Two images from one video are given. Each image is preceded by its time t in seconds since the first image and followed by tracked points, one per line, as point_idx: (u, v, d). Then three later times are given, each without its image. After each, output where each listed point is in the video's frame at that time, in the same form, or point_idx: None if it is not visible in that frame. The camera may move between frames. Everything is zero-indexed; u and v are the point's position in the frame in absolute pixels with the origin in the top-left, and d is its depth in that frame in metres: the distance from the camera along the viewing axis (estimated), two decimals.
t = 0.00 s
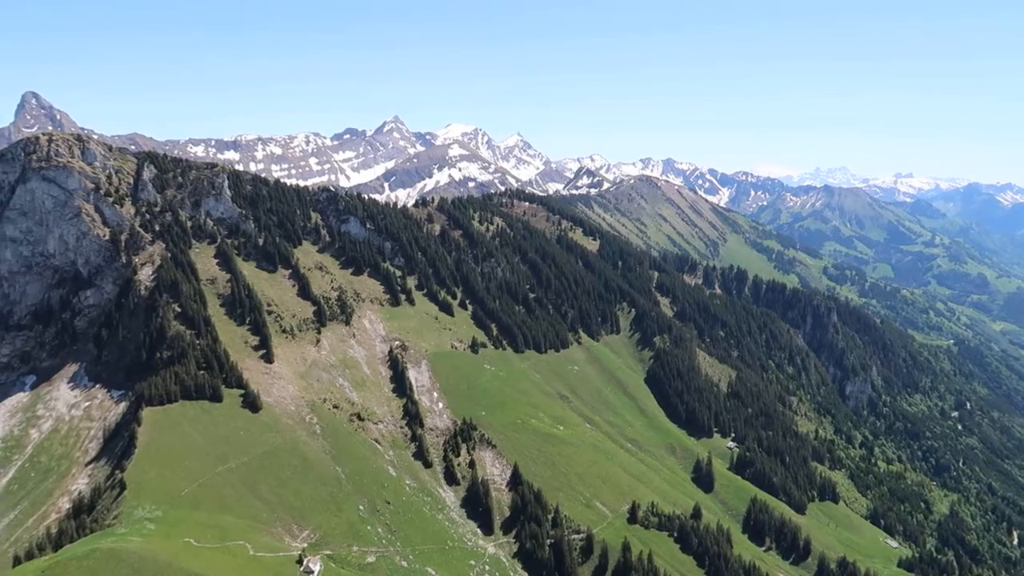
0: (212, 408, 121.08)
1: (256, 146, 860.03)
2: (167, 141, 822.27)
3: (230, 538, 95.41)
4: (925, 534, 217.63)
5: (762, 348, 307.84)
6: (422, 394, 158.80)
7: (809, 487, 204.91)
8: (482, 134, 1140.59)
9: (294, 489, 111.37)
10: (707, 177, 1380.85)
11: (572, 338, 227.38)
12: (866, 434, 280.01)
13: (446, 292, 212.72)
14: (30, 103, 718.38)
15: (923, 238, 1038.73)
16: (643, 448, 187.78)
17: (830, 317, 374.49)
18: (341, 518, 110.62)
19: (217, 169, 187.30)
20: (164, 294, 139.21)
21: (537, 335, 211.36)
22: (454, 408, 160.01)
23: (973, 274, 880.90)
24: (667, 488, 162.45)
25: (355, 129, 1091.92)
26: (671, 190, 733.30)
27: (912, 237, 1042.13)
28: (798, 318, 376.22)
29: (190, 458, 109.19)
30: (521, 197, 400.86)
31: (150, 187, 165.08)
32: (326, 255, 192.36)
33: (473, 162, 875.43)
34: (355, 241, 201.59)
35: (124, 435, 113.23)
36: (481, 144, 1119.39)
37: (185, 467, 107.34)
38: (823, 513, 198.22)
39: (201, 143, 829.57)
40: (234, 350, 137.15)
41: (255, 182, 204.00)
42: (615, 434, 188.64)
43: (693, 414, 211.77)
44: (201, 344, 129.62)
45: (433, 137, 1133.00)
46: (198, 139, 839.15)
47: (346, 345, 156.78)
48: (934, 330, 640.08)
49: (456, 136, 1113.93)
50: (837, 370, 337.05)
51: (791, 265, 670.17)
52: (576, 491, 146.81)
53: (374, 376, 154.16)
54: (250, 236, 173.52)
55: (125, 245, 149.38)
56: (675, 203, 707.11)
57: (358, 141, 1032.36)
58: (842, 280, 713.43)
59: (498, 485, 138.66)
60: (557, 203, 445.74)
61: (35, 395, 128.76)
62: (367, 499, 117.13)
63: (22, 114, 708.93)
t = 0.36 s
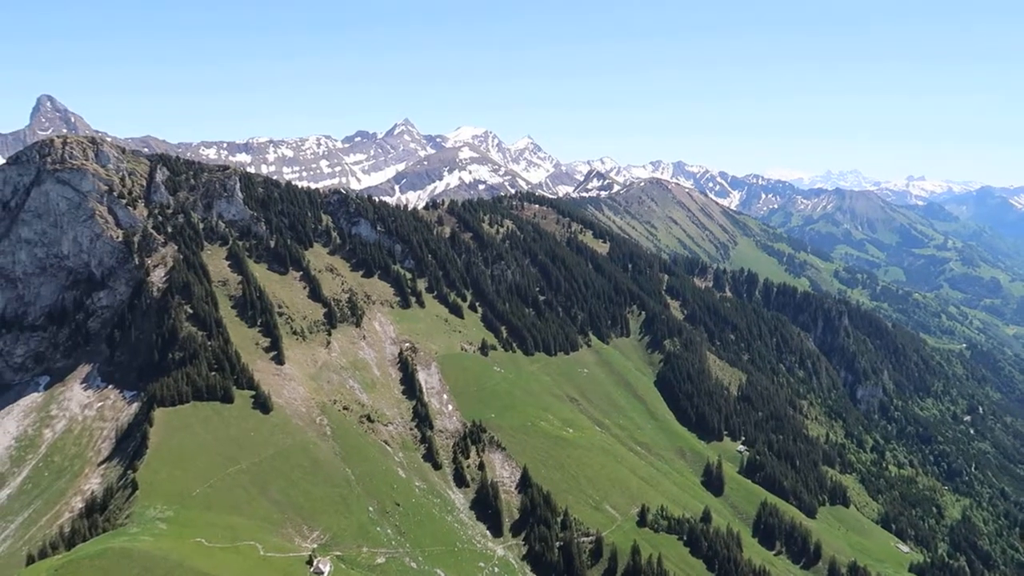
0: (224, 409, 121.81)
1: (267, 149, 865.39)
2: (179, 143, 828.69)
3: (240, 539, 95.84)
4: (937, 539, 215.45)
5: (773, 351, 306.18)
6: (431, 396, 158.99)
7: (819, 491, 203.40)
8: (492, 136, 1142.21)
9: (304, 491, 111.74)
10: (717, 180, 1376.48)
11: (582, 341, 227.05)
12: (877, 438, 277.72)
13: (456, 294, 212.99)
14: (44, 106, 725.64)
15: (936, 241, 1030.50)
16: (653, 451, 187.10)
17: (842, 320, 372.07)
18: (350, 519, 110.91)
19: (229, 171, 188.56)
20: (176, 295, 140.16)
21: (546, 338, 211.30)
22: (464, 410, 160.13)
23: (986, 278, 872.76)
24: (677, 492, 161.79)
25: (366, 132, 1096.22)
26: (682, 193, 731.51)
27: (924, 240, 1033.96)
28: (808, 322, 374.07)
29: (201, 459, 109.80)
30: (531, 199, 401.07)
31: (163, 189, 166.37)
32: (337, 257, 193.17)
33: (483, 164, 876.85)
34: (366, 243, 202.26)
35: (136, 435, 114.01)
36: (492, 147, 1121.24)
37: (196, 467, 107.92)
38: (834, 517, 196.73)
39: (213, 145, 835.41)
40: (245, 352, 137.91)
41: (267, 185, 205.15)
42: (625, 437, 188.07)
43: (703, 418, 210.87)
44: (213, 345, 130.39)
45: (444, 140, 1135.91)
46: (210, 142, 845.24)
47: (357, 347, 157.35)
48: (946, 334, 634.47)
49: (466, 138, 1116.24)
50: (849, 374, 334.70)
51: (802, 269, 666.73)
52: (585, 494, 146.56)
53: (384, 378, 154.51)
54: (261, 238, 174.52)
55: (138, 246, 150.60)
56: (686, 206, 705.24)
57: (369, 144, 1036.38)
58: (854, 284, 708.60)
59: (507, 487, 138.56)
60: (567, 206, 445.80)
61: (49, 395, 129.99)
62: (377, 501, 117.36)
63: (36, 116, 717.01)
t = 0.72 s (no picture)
0: (237, 414, 122.43)
1: (282, 155, 872.37)
2: (195, 149, 836.84)
3: (254, 543, 96.17)
4: (955, 548, 212.08)
5: (787, 357, 303.71)
6: (444, 401, 159.07)
7: (835, 499, 201.03)
8: (506, 142, 1144.37)
9: (317, 496, 111.88)
10: (731, 185, 1370.26)
11: (595, 347, 226.24)
12: (894, 446, 274.19)
13: (469, 299, 213.16)
14: (62, 113, 735.51)
15: (953, 246, 1018.74)
16: (667, 457, 185.86)
17: (857, 326, 368.37)
18: (363, 525, 110.98)
19: (243, 177, 190.05)
20: (191, 300, 141.25)
21: (559, 343, 210.82)
22: (476, 416, 159.88)
23: (1005, 284, 861.36)
24: (691, 499, 160.52)
25: (380, 138, 1102.01)
26: (696, 198, 728.09)
27: (941, 246, 1022.29)
28: (824, 328, 370.72)
29: (216, 463, 110.44)
30: (544, 205, 400.97)
31: (178, 195, 167.90)
32: (350, 263, 194.02)
33: (496, 170, 878.54)
34: (379, 249, 203.07)
35: (151, 439, 114.83)
36: (505, 153, 1123.57)
37: (210, 471, 108.49)
38: (851, 525, 194.42)
39: (229, 151, 843.27)
40: (259, 357, 138.67)
41: (281, 190, 206.45)
42: (638, 443, 187.06)
43: (717, 424, 209.31)
44: (227, 350, 131.24)
45: (457, 146, 1139.55)
46: (226, 147, 853.18)
47: (370, 352, 157.81)
48: (964, 340, 626.25)
49: (480, 144, 1119.24)
50: (865, 381, 331.12)
51: (816, 275, 661.73)
52: (598, 501, 145.81)
53: (397, 383, 154.74)
54: (275, 244, 175.67)
55: (153, 252, 151.94)
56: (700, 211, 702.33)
57: (383, 150, 1041.64)
58: (870, 289, 701.65)
59: (520, 493, 138.12)
60: (580, 211, 445.15)
61: (65, 400, 131.42)
62: (390, 506, 117.34)
63: (54, 123, 727.97)
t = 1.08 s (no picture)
0: (248, 421, 122.77)
1: (293, 162, 878.31)
2: (208, 157, 844.62)
3: (264, 550, 96.23)
4: (970, 560, 209.04)
5: (799, 366, 301.48)
6: (454, 409, 158.96)
7: (848, 508, 198.89)
8: (516, 149, 1146.79)
9: (327, 503, 111.85)
10: (742, 193, 1366.05)
11: (606, 355, 225.41)
12: (907, 455, 271.10)
13: (479, 307, 213.22)
14: (77, 121, 745.29)
15: (966, 254, 1009.73)
16: (677, 466, 184.64)
17: (869, 334, 365.35)
18: (373, 532, 110.88)
19: (255, 185, 191.34)
20: (203, 307, 142.10)
21: (570, 351, 210.34)
22: (486, 423, 159.52)
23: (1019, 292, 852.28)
24: (702, 508, 159.23)
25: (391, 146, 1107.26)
26: (706, 206, 725.71)
27: (954, 254, 1013.66)
28: (836, 335, 368.86)
29: (226, 470, 110.68)
30: (555, 212, 400.97)
31: (191, 203, 169.26)
32: (361, 270, 194.61)
33: (506, 177, 880.50)
34: (390, 256, 203.60)
35: (162, 446, 115.33)
36: (515, 160, 1126.01)
37: (220, 478, 108.75)
38: (863, 535, 192.22)
39: (240, 159, 849.79)
40: (270, 364, 139.22)
41: (292, 198, 207.53)
42: (648, 451, 186.03)
43: (728, 432, 207.90)
44: (238, 357, 131.85)
45: (467, 153, 1143.09)
46: (237, 155, 860.55)
47: (380, 360, 158.05)
48: (978, 349, 619.35)
49: (490, 152, 1122.25)
50: (877, 390, 327.97)
51: (828, 282, 657.64)
52: (609, 509, 145.10)
53: (408, 391, 154.82)
54: (286, 251, 176.56)
55: (165, 259, 153.09)
56: (710, 218, 700.22)
57: (393, 158, 1046.33)
58: (882, 297, 696.12)
59: (530, 501, 137.55)
60: (589, 218, 444.90)
61: (78, 406, 132.29)
62: (399, 514, 117.19)
63: (68, 131, 736.83)
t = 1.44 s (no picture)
0: (260, 425, 123.32)
1: (306, 168, 884.34)
2: (222, 162, 852.20)
3: (276, 554, 96.50)
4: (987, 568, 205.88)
5: (812, 371, 298.97)
6: (466, 413, 158.95)
7: (862, 515, 196.71)
8: (528, 154, 1148.05)
9: (339, 507, 112.02)
10: (754, 198, 1359.45)
11: (618, 360, 224.62)
12: (923, 462, 267.74)
13: (491, 312, 213.21)
14: (93, 127, 754.97)
15: (982, 259, 998.63)
16: (690, 472, 183.44)
17: (884, 340, 361.80)
18: (385, 537, 110.89)
19: (268, 190, 192.69)
20: (216, 312, 143.08)
21: (582, 356, 209.85)
22: (498, 428, 159.26)
23: None
24: (715, 514, 157.97)
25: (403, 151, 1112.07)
26: (719, 211, 722.63)
27: (970, 259, 1002.54)
28: (850, 341, 365.57)
29: (239, 474, 111.13)
30: (566, 217, 400.59)
31: (204, 208, 170.71)
32: (373, 275, 195.32)
33: (518, 182, 881.34)
34: (401, 261, 204.22)
35: (176, 450, 116.05)
36: (527, 165, 1127.37)
37: (233, 482, 109.22)
38: (878, 543, 189.97)
39: (254, 165, 856.74)
40: (283, 368, 139.87)
41: (305, 203, 208.73)
42: (661, 456, 185.03)
43: (741, 438, 206.45)
44: (251, 361, 132.61)
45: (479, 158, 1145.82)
46: (251, 161, 867.68)
47: (392, 364, 158.38)
48: (994, 354, 611.33)
49: (502, 157, 1124.27)
50: (892, 396, 324.43)
51: (842, 288, 652.41)
52: (621, 514, 144.43)
53: (419, 396, 154.95)
54: (299, 256, 177.52)
55: (179, 264, 154.34)
56: (722, 223, 697.07)
57: (406, 163, 1050.43)
58: (896, 302, 689.20)
59: (542, 506, 137.05)
60: (601, 223, 444.13)
61: (92, 410, 133.50)
62: (411, 518, 117.15)
63: (84, 138, 746.52)
